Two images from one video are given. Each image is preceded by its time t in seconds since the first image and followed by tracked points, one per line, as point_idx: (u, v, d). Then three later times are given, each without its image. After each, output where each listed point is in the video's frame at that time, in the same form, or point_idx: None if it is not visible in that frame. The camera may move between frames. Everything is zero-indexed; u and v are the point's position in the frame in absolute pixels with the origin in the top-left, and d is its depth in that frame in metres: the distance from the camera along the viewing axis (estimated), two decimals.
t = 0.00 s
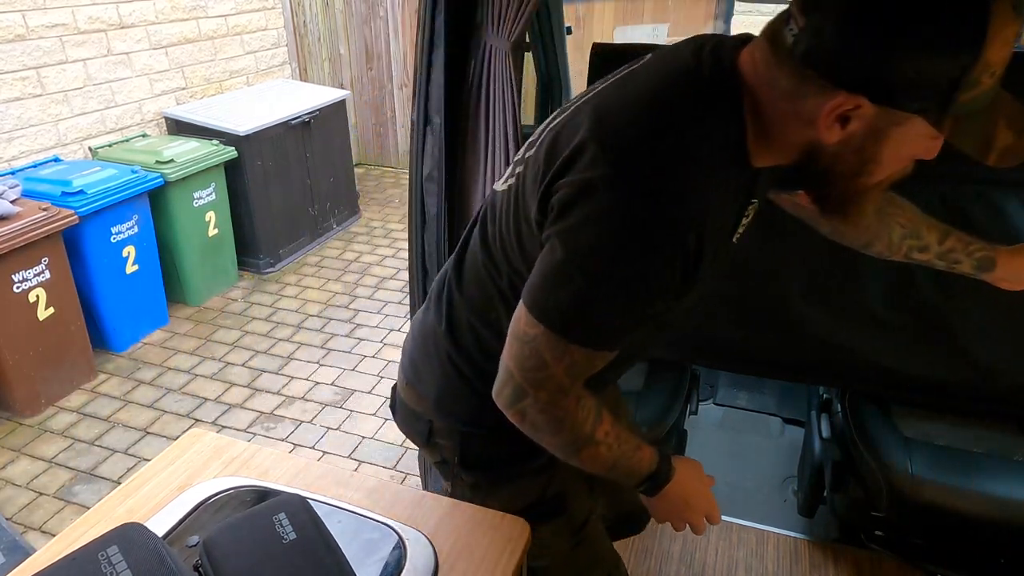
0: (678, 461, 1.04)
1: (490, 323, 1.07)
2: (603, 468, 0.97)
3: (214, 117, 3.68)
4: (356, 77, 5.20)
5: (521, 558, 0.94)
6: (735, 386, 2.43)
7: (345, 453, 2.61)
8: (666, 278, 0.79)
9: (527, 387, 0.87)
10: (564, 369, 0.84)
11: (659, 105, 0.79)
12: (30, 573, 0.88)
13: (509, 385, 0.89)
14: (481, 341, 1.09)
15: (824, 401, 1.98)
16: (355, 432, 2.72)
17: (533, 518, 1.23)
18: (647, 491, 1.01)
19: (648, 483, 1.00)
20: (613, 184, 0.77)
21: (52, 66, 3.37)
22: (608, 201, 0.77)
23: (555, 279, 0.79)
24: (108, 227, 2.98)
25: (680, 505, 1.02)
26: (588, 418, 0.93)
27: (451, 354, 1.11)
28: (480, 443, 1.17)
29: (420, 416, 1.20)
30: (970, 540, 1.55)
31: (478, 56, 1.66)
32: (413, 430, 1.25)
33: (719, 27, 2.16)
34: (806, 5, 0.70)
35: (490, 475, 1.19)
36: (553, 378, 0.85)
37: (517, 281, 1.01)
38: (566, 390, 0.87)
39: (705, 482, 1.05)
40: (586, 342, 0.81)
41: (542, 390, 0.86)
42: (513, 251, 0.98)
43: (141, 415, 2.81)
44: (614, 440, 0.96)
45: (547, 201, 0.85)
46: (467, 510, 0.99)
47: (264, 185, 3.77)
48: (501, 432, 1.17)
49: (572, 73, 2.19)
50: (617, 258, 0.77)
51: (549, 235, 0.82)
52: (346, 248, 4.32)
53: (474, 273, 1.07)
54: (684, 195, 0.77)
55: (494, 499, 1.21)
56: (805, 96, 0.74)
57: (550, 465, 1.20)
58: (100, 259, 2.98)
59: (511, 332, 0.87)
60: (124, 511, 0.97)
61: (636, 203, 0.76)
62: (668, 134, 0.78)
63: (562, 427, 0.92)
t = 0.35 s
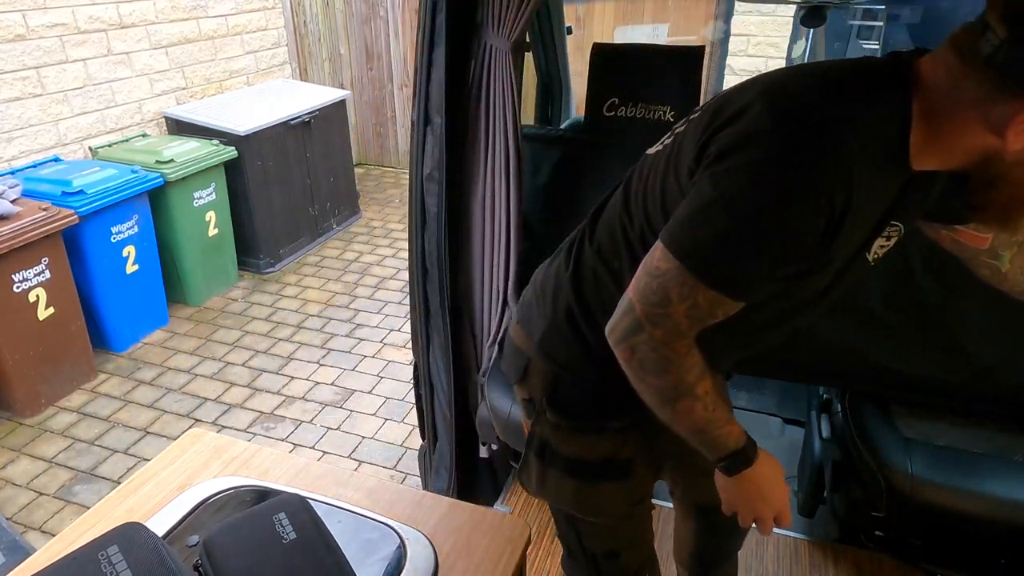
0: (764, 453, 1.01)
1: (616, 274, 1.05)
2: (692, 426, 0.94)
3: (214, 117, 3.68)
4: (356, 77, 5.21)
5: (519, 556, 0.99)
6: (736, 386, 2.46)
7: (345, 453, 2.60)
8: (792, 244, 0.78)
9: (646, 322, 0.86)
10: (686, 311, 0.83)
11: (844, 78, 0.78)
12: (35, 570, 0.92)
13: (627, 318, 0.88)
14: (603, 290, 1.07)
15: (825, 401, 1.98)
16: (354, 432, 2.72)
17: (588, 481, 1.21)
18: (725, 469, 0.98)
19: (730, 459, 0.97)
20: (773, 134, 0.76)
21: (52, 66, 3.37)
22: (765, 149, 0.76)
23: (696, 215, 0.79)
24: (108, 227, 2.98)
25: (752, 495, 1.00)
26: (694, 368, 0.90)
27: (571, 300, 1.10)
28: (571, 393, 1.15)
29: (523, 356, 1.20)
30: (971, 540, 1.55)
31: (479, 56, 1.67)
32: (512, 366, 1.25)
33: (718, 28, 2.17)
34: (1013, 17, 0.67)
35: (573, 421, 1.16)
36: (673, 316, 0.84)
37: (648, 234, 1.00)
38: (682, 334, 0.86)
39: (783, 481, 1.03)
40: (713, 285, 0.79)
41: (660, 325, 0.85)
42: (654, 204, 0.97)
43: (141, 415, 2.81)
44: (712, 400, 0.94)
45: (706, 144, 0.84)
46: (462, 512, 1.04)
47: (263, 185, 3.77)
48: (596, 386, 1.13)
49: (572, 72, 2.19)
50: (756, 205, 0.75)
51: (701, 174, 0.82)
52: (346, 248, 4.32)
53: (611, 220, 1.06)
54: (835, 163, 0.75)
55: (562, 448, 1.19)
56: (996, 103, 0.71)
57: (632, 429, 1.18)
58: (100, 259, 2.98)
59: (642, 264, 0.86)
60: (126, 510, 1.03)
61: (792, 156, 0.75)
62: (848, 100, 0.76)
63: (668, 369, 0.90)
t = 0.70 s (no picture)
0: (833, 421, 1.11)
1: (702, 246, 1.10)
2: (777, 396, 1.03)
3: (214, 117, 3.68)
4: (356, 78, 5.22)
5: (520, 557, 0.99)
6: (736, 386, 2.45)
7: (345, 452, 2.60)
8: (891, 233, 0.83)
9: (746, 293, 0.92)
10: (788, 285, 0.89)
11: (946, 82, 0.84)
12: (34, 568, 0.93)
13: (730, 288, 0.94)
14: (686, 258, 1.12)
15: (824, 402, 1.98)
16: (354, 432, 2.71)
17: (634, 431, 1.26)
18: (797, 434, 1.08)
19: (803, 425, 1.06)
20: (883, 129, 0.82)
21: (52, 67, 3.37)
22: (876, 141, 0.82)
23: (805, 197, 0.85)
24: (108, 228, 2.98)
25: (820, 463, 1.10)
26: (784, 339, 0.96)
27: (655, 261, 1.15)
28: (636, 350, 1.21)
29: (596, 309, 1.28)
30: (972, 540, 1.55)
31: (479, 56, 1.67)
32: (585, 316, 1.33)
33: (718, 28, 2.18)
34: None
35: (633, 373, 1.22)
36: (774, 291, 0.90)
37: (741, 211, 1.04)
38: (781, 307, 0.92)
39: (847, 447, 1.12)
40: (817, 263, 0.85)
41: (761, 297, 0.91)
42: (749, 182, 1.02)
43: (141, 416, 2.81)
44: (795, 372, 1.02)
45: (815, 132, 0.90)
46: (464, 513, 1.04)
47: (263, 185, 3.77)
48: (661, 346, 1.18)
49: (572, 72, 2.19)
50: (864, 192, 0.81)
51: (812, 157, 0.87)
52: (346, 248, 4.32)
53: (704, 193, 1.11)
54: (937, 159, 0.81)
55: (616, 398, 1.25)
56: None
57: (685, 388, 1.24)
58: (100, 259, 2.98)
59: (746, 239, 0.92)
60: (124, 511, 1.03)
61: (900, 149, 0.81)
62: (948, 101, 0.82)
63: (763, 342, 0.96)
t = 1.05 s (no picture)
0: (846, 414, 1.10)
1: (729, 230, 1.11)
2: (793, 376, 1.03)
3: (214, 117, 3.68)
4: (356, 78, 5.23)
5: (520, 557, 0.99)
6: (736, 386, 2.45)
7: (345, 452, 2.60)
8: (915, 209, 0.84)
9: (769, 268, 0.94)
10: (811, 260, 0.90)
11: (971, 64, 0.85)
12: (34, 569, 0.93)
13: (754, 263, 0.96)
14: (713, 243, 1.13)
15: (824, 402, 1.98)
16: (355, 432, 2.71)
17: (653, 413, 1.25)
18: (811, 421, 1.07)
19: (817, 410, 1.06)
20: (908, 107, 0.83)
21: (52, 67, 3.37)
22: (901, 119, 0.83)
23: (830, 178, 0.86)
24: (108, 228, 2.98)
25: (832, 450, 1.09)
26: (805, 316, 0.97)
27: (682, 244, 1.16)
28: (659, 333, 1.21)
29: (620, 293, 1.29)
30: (972, 539, 1.55)
31: (478, 56, 1.67)
32: (609, 301, 1.34)
33: (718, 28, 2.18)
34: None
35: (657, 357, 1.22)
36: (797, 265, 0.91)
37: (768, 196, 1.05)
38: (804, 282, 0.93)
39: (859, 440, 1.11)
40: (842, 239, 0.86)
41: (784, 271, 0.92)
42: (776, 166, 1.03)
43: (141, 416, 2.81)
44: (812, 353, 1.02)
45: (841, 113, 0.91)
46: (464, 513, 1.04)
47: (264, 185, 3.77)
48: (683, 328, 1.18)
49: (572, 72, 2.20)
50: (887, 174, 0.83)
51: (835, 140, 0.89)
52: (346, 248, 4.32)
53: (731, 180, 1.13)
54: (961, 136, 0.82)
55: (638, 379, 1.25)
56: None
57: (708, 374, 1.23)
58: (100, 259, 2.98)
59: (772, 215, 0.94)
60: (124, 511, 1.03)
61: (924, 126, 0.82)
62: (974, 83, 0.83)
63: (783, 317, 0.97)
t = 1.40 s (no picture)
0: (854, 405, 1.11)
1: (737, 223, 1.11)
2: (800, 364, 1.03)
3: (215, 117, 3.68)
4: (356, 78, 5.23)
5: (520, 557, 0.99)
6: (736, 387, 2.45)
7: (345, 452, 2.60)
8: (921, 199, 0.85)
9: (779, 255, 0.94)
10: (820, 247, 0.90)
11: (979, 55, 0.85)
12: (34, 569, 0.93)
13: (763, 250, 0.95)
14: (721, 237, 1.13)
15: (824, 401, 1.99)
16: (355, 432, 2.71)
17: (660, 408, 1.25)
18: (818, 408, 1.07)
19: (825, 398, 1.06)
20: (918, 94, 0.83)
21: (52, 67, 3.37)
22: (910, 106, 0.83)
23: (839, 165, 0.86)
24: (108, 228, 2.98)
25: (839, 439, 1.09)
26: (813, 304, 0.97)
27: (690, 236, 1.16)
28: (665, 326, 1.21)
29: (627, 287, 1.29)
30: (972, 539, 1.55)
31: (478, 55, 1.67)
32: (615, 296, 1.34)
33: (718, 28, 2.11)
34: None
35: (664, 351, 1.22)
36: (805, 252, 0.91)
37: (777, 189, 1.04)
38: (812, 269, 0.93)
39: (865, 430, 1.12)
40: (852, 225, 0.86)
41: (792, 259, 0.92)
42: (784, 158, 1.02)
43: (141, 416, 2.81)
44: (820, 341, 1.02)
45: (850, 102, 0.91)
46: (465, 513, 1.04)
47: (264, 185, 3.77)
48: (689, 322, 1.18)
49: (572, 72, 2.21)
50: (894, 164, 0.83)
51: (844, 128, 0.89)
52: (346, 248, 4.32)
53: (739, 174, 1.12)
54: (969, 126, 0.82)
55: (645, 373, 1.25)
56: None
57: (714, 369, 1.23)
58: (100, 259, 2.98)
59: (781, 203, 0.93)
60: (123, 511, 1.03)
61: (934, 112, 0.82)
62: (980, 77, 0.83)
63: (790, 304, 0.97)
